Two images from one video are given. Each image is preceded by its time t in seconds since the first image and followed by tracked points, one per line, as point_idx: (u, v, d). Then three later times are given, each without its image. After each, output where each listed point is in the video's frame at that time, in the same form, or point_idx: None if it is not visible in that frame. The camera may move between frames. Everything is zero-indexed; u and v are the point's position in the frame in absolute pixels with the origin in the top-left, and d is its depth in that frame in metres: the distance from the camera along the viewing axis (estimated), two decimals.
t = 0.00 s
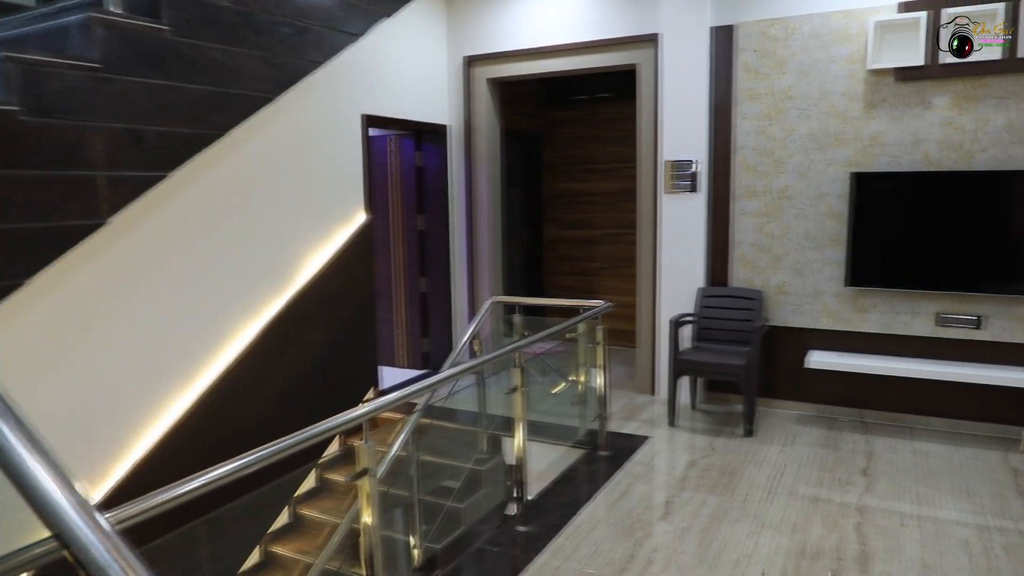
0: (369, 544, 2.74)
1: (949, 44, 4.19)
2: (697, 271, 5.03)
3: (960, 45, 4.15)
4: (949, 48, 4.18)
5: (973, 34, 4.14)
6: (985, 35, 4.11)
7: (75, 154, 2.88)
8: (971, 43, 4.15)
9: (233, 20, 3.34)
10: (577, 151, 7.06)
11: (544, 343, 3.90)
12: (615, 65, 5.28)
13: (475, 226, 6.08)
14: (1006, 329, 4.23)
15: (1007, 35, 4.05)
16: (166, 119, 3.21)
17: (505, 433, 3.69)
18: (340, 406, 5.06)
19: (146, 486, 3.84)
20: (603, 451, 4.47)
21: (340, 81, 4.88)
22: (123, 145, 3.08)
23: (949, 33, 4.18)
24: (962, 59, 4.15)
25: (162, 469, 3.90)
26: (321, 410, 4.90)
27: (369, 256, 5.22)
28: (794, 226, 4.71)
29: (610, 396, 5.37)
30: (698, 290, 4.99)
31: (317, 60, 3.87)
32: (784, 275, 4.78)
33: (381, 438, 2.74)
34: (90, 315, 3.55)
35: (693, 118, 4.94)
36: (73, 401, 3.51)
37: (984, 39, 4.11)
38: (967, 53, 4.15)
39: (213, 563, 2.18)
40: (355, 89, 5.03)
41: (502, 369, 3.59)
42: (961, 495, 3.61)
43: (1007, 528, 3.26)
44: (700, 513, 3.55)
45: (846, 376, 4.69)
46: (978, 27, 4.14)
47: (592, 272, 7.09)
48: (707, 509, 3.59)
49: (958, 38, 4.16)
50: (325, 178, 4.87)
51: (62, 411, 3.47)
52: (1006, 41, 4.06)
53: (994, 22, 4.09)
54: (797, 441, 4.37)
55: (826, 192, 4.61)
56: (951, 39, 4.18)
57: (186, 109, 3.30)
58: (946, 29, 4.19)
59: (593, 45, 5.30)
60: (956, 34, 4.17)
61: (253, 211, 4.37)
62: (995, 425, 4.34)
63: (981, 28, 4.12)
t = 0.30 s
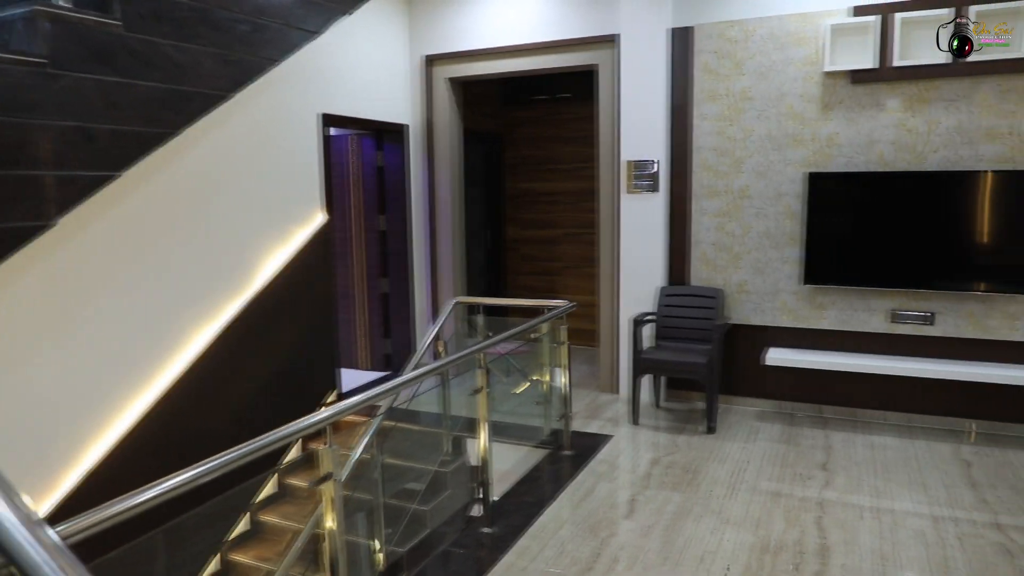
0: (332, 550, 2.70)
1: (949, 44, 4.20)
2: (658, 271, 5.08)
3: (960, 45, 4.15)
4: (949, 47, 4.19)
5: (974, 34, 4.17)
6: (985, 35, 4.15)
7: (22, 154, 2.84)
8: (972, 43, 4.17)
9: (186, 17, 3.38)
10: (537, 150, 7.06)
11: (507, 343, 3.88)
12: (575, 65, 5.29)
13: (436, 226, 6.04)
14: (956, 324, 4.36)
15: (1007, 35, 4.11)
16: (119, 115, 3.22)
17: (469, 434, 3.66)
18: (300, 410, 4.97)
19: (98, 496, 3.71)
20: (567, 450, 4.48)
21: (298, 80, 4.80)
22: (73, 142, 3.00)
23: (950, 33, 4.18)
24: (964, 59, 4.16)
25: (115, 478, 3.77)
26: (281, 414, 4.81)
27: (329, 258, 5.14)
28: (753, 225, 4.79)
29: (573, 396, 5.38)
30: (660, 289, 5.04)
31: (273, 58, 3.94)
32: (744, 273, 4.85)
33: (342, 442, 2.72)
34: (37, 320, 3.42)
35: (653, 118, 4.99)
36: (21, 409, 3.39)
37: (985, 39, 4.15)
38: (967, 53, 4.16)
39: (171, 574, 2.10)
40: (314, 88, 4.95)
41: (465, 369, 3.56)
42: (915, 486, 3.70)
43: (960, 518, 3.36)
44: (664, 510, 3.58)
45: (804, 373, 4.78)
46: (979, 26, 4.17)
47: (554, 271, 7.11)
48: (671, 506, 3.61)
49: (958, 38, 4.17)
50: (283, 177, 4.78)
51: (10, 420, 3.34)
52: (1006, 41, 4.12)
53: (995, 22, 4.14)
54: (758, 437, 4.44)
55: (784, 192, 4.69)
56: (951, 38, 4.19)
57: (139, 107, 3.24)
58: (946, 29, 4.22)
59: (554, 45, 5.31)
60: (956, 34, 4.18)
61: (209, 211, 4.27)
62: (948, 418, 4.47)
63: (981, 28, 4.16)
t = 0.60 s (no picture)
0: (291, 556, 2.65)
1: (950, 44, 4.22)
2: (616, 270, 5.11)
3: (960, 45, 4.18)
4: (949, 48, 4.22)
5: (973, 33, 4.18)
6: (985, 35, 4.16)
7: None
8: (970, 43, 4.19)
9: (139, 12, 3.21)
10: (495, 150, 7.05)
11: (467, 344, 3.86)
12: (534, 65, 5.29)
13: (394, 227, 5.98)
14: (903, 320, 4.50)
15: (1007, 35, 4.12)
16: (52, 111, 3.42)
17: (429, 436, 3.63)
18: (255, 415, 4.87)
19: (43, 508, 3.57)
20: (528, 451, 4.47)
21: (251, 78, 4.69)
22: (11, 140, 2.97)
23: (949, 34, 4.22)
24: (964, 59, 4.19)
25: (61, 489, 3.63)
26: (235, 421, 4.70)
27: (285, 260, 5.05)
28: (709, 225, 4.86)
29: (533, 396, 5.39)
30: (618, 289, 5.07)
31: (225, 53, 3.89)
32: (700, 272, 4.92)
33: (300, 446, 2.68)
34: None
35: (610, 119, 5.02)
36: None
37: (984, 40, 4.16)
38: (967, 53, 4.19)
39: None
40: (268, 85, 4.84)
41: (425, 372, 3.53)
42: (866, 479, 3.81)
43: (909, 508, 3.46)
44: (624, 508, 3.61)
45: (759, 369, 4.87)
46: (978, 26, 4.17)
47: (512, 271, 7.11)
48: (631, 504, 3.64)
49: (958, 38, 4.20)
50: (238, 177, 4.68)
51: None
52: (1005, 41, 4.14)
53: (994, 22, 4.14)
54: (715, 434, 4.51)
55: (738, 192, 4.77)
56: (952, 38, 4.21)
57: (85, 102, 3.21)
58: (946, 29, 4.23)
59: (512, 45, 5.30)
60: (956, 34, 4.20)
61: (162, 212, 4.16)
62: (896, 412, 4.60)
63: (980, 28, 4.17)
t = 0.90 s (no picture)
0: (247, 565, 2.58)
1: (949, 44, 4.28)
2: (573, 270, 5.13)
3: (960, 45, 4.26)
4: (949, 48, 4.29)
5: (973, 34, 4.25)
6: (985, 35, 4.23)
7: None
8: (971, 43, 4.26)
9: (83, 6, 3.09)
10: (451, 150, 7.01)
11: (424, 346, 3.83)
12: (489, 65, 5.27)
13: (349, 226, 5.94)
14: (852, 316, 4.63)
15: (1007, 35, 4.19)
16: None
17: (386, 439, 3.61)
18: (205, 421, 4.74)
19: None
20: (487, 452, 4.44)
21: (200, 76, 4.57)
22: None
23: (950, 34, 4.28)
24: (964, 59, 4.27)
25: None
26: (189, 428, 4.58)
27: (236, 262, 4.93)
28: (664, 224, 4.92)
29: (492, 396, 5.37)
30: (576, 288, 5.09)
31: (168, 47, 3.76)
32: (656, 271, 4.97)
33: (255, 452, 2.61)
34: None
35: (566, 119, 5.04)
36: None
37: (984, 39, 4.23)
38: (967, 53, 4.27)
39: None
40: (217, 82, 4.71)
41: (383, 376, 3.49)
42: (819, 472, 3.89)
43: (861, 500, 3.55)
44: (584, 507, 3.62)
45: (714, 367, 4.95)
46: (978, 26, 4.24)
47: (469, 271, 7.08)
48: (591, 503, 3.65)
49: (958, 38, 4.27)
50: (188, 177, 4.55)
51: None
52: (1005, 41, 4.20)
53: (995, 22, 4.20)
54: (672, 432, 4.56)
55: (693, 192, 4.84)
56: (952, 38, 4.27)
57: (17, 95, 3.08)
58: (946, 29, 4.28)
59: (468, 44, 5.27)
60: (956, 34, 4.27)
61: (107, 212, 4.03)
62: (847, 407, 4.72)
63: (981, 28, 4.23)
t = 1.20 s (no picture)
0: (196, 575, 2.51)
1: (950, 44, 4.35)
2: (525, 270, 5.13)
3: (960, 45, 4.33)
4: (949, 47, 4.35)
5: (973, 34, 4.31)
6: (985, 35, 4.30)
7: None
8: (970, 42, 4.33)
9: None
10: (402, 150, 6.95)
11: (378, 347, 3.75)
12: (440, 65, 5.24)
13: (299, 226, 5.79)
14: (798, 313, 4.75)
15: (1006, 35, 4.27)
16: None
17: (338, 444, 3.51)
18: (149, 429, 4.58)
19: None
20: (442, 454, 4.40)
21: (141, 71, 4.41)
22: None
23: (950, 35, 4.35)
24: (964, 59, 4.34)
25: None
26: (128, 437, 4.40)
27: (181, 264, 4.79)
28: (616, 223, 4.96)
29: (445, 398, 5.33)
30: (529, 288, 5.10)
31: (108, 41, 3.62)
32: (608, 271, 5.02)
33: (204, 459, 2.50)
34: None
35: (517, 119, 5.04)
36: None
37: (984, 39, 4.30)
38: (967, 53, 4.34)
39: None
40: (161, 79, 4.57)
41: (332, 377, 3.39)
42: (769, 466, 3.98)
43: (809, 492, 3.65)
44: (539, 507, 3.62)
45: (666, 365, 5.01)
46: (978, 27, 4.30)
47: (421, 271, 7.03)
48: (546, 503, 3.66)
49: (958, 38, 4.33)
50: (130, 177, 4.40)
51: None
52: (1005, 40, 4.28)
53: (994, 23, 4.27)
54: (625, 430, 4.61)
55: (644, 192, 4.90)
56: (952, 38, 4.34)
57: None
58: (947, 29, 4.35)
59: (418, 44, 5.23)
60: (957, 34, 4.33)
61: (45, 213, 3.84)
62: (793, 401, 4.84)
63: (981, 28, 4.30)
